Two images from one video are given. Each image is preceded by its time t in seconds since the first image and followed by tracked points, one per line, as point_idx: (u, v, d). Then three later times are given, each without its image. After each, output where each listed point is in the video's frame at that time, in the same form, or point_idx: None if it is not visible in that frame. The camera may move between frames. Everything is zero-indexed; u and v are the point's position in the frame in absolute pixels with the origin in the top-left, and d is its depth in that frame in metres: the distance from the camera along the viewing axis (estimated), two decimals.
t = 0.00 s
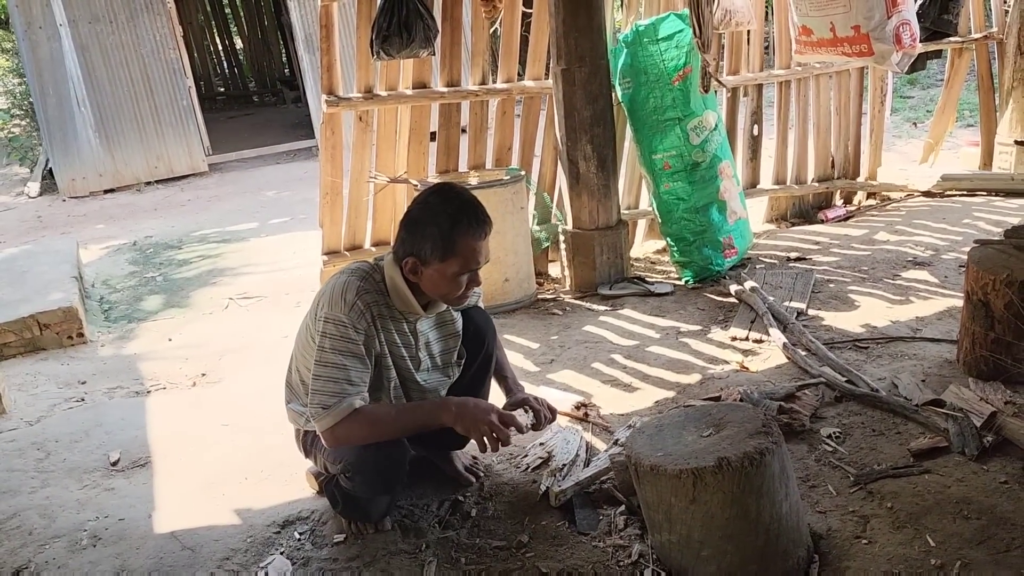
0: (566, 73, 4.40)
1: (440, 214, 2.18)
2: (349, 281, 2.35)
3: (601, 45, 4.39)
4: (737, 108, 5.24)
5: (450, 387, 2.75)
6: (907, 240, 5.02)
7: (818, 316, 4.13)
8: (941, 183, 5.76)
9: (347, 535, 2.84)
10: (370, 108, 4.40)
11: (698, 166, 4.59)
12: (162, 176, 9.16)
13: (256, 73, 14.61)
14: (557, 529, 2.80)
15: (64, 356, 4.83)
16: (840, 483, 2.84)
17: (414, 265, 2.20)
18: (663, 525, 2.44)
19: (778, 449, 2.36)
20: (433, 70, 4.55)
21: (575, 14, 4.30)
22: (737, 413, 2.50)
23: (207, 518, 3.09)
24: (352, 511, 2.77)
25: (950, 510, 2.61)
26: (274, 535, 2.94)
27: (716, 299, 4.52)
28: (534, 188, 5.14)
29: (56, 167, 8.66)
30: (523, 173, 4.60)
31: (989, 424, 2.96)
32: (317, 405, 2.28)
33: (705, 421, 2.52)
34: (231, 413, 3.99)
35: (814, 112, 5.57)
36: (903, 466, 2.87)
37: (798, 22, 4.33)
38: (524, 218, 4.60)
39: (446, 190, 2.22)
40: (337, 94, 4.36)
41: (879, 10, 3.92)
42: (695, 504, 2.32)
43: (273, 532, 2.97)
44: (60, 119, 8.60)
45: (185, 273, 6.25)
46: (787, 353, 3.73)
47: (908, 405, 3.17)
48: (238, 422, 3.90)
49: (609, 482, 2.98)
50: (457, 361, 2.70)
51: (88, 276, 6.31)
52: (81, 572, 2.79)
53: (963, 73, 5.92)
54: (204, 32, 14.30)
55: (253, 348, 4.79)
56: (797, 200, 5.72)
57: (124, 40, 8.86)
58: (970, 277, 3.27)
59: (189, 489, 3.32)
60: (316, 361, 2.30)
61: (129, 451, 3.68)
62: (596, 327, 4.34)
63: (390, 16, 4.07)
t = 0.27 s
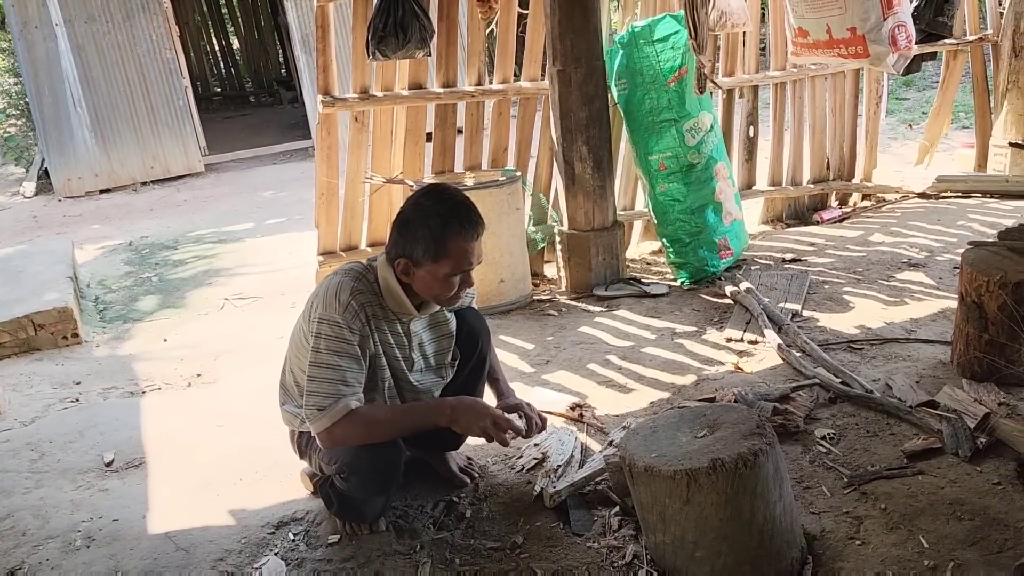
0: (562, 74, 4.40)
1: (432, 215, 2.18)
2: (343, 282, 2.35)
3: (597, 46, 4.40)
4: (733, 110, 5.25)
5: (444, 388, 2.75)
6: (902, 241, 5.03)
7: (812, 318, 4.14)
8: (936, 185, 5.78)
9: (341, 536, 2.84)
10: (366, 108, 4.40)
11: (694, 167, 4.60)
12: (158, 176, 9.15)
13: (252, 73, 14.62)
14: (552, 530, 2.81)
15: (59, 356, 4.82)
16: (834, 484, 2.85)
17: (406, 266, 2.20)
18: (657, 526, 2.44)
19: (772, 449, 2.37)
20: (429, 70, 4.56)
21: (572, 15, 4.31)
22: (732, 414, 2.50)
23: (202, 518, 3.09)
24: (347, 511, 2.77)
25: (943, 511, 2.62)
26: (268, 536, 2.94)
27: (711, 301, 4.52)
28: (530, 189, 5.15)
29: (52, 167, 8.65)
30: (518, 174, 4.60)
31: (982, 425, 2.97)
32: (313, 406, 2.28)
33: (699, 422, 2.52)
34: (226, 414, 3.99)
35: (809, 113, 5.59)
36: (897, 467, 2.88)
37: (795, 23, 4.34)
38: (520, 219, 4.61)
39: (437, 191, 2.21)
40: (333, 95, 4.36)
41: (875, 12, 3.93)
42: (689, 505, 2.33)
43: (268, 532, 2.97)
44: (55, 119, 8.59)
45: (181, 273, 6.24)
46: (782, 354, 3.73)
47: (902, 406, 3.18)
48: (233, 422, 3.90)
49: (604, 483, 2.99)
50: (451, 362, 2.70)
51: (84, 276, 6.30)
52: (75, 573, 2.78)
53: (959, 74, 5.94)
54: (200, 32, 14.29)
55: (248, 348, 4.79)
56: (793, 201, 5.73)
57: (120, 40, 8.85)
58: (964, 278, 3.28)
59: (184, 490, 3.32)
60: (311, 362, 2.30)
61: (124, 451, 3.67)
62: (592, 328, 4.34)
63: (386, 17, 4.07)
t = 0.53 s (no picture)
0: (557, 75, 4.41)
1: (416, 214, 2.19)
2: (332, 283, 2.35)
3: (593, 47, 4.40)
4: (728, 111, 5.26)
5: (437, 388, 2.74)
6: (896, 243, 5.05)
7: (806, 319, 4.15)
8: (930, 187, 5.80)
9: (335, 537, 2.84)
10: (361, 109, 4.40)
11: (689, 168, 4.61)
12: (153, 176, 9.14)
13: (248, 73, 14.61)
14: (545, 531, 2.81)
15: (52, 356, 4.81)
16: (827, 485, 2.85)
17: (393, 265, 2.21)
18: (650, 527, 2.45)
19: (765, 450, 2.37)
20: (424, 71, 4.56)
21: (567, 16, 4.31)
22: (725, 415, 2.51)
23: (195, 519, 3.08)
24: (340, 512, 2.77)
25: (935, 512, 2.62)
26: (261, 536, 2.94)
27: (705, 302, 4.53)
28: (525, 190, 5.15)
29: (46, 166, 8.64)
30: (513, 175, 4.61)
31: (974, 427, 2.97)
32: (305, 408, 2.28)
33: (693, 423, 2.53)
34: (219, 414, 3.99)
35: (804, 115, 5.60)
36: (889, 469, 2.88)
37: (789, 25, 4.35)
38: (514, 220, 4.61)
39: (422, 189, 2.22)
40: (328, 95, 4.35)
41: (870, 14, 3.93)
42: (682, 506, 2.33)
43: (261, 533, 2.96)
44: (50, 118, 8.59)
45: (175, 274, 6.23)
46: (776, 355, 3.74)
47: (895, 407, 3.18)
48: (227, 423, 3.90)
49: (597, 484, 2.98)
50: (444, 362, 2.70)
51: (78, 276, 6.28)
52: (67, 573, 2.78)
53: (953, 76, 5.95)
54: (196, 31, 14.28)
55: (242, 348, 4.78)
56: (787, 203, 5.74)
57: (115, 39, 8.84)
58: (957, 280, 3.29)
59: (177, 490, 3.31)
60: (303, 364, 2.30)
61: (117, 451, 3.66)
62: (586, 329, 4.35)
63: (381, 18, 4.07)
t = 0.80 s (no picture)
0: (551, 76, 4.41)
1: (397, 209, 2.19)
2: (318, 282, 2.35)
3: (586, 48, 4.41)
4: (722, 113, 5.27)
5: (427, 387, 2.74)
6: (889, 245, 5.06)
7: (799, 321, 4.16)
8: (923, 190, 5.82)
9: (326, 537, 2.84)
10: (354, 109, 4.40)
11: (682, 169, 4.62)
12: (147, 175, 9.12)
13: (243, 73, 14.60)
14: (536, 531, 2.81)
15: (44, 356, 4.79)
16: (818, 486, 2.86)
17: (375, 260, 2.22)
18: (641, 527, 2.45)
19: (756, 451, 2.38)
20: (417, 72, 4.56)
21: (561, 17, 4.32)
22: (716, 416, 2.51)
23: (186, 519, 3.08)
24: (331, 512, 2.77)
25: (925, 513, 2.63)
26: (253, 536, 2.93)
27: (698, 303, 4.54)
28: (519, 190, 5.16)
29: (39, 165, 8.61)
30: (507, 175, 4.61)
31: (964, 428, 2.98)
32: (296, 408, 2.28)
33: (684, 424, 2.53)
34: (211, 414, 3.98)
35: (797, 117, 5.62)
36: (880, 470, 2.89)
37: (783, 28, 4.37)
38: (508, 221, 4.62)
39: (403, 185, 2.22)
40: (322, 95, 4.35)
41: (863, 16, 3.94)
42: (673, 507, 2.33)
43: (252, 533, 2.96)
44: (43, 118, 8.53)
45: (169, 273, 6.22)
46: (768, 356, 3.75)
47: (886, 408, 3.19)
48: (218, 422, 3.89)
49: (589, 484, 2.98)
50: (433, 361, 2.70)
51: (70, 275, 6.26)
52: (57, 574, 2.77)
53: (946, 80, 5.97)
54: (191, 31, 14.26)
55: (235, 348, 4.77)
56: (781, 205, 5.75)
57: (109, 38, 8.82)
58: (947, 282, 3.30)
59: (168, 490, 3.31)
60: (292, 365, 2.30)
61: (108, 451, 3.65)
62: (579, 330, 4.35)
63: (375, 18, 4.08)
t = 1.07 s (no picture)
0: (546, 76, 4.42)
1: (390, 208, 2.19)
2: (308, 280, 2.35)
3: (582, 48, 4.41)
4: (717, 114, 5.27)
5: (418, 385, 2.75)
6: (882, 245, 5.08)
7: (792, 321, 4.17)
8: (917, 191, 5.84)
9: (319, 534, 2.84)
10: (350, 107, 4.40)
11: (676, 169, 4.62)
12: (142, 172, 9.11)
13: (239, 70, 14.59)
14: (529, 530, 2.81)
15: (37, 353, 4.78)
16: (810, 486, 2.86)
17: (366, 258, 2.22)
18: (633, 526, 2.45)
19: (748, 450, 2.38)
20: (413, 70, 4.56)
21: (556, 17, 4.32)
22: (709, 415, 2.51)
23: (178, 516, 3.07)
24: (324, 509, 2.77)
25: (917, 513, 2.64)
26: (245, 534, 2.93)
27: (692, 303, 4.54)
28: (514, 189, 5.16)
29: (34, 162, 8.59)
30: (502, 174, 4.62)
31: (956, 428, 2.99)
32: (290, 405, 2.28)
33: (677, 423, 2.53)
34: (205, 411, 3.97)
35: (792, 118, 5.63)
36: (872, 469, 2.90)
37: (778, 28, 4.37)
38: (502, 220, 4.62)
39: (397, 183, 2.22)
40: (317, 93, 4.35)
41: (857, 18, 3.95)
42: (665, 506, 2.34)
43: (245, 531, 2.95)
44: (38, 114, 8.51)
45: (163, 270, 6.21)
46: (761, 356, 3.76)
47: (878, 408, 3.20)
48: (211, 420, 3.88)
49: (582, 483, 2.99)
50: (424, 359, 2.71)
51: (64, 272, 6.25)
52: (48, 571, 2.76)
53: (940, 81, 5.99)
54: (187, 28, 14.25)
55: (229, 346, 4.77)
56: (775, 205, 5.76)
57: (104, 35, 8.80)
58: (940, 283, 3.31)
59: (161, 487, 3.30)
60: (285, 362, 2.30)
61: (101, 449, 3.65)
62: (573, 329, 4.35)
63: (371, 16, 4.07)
